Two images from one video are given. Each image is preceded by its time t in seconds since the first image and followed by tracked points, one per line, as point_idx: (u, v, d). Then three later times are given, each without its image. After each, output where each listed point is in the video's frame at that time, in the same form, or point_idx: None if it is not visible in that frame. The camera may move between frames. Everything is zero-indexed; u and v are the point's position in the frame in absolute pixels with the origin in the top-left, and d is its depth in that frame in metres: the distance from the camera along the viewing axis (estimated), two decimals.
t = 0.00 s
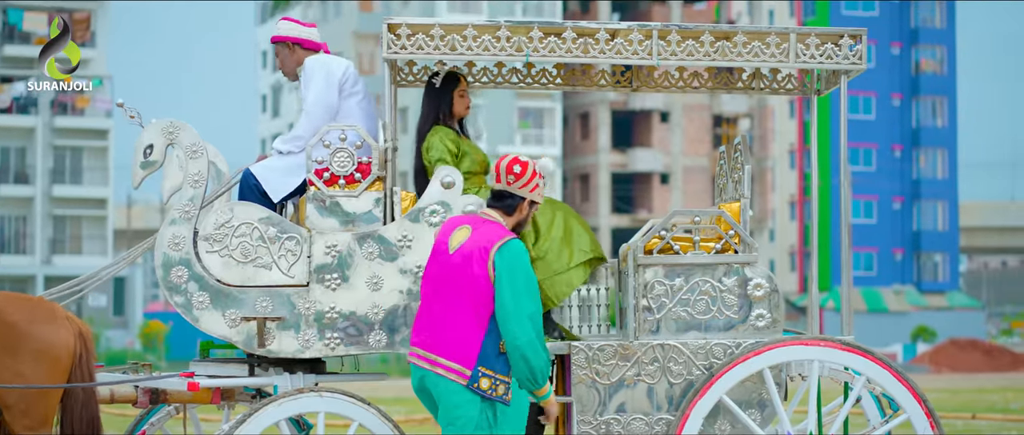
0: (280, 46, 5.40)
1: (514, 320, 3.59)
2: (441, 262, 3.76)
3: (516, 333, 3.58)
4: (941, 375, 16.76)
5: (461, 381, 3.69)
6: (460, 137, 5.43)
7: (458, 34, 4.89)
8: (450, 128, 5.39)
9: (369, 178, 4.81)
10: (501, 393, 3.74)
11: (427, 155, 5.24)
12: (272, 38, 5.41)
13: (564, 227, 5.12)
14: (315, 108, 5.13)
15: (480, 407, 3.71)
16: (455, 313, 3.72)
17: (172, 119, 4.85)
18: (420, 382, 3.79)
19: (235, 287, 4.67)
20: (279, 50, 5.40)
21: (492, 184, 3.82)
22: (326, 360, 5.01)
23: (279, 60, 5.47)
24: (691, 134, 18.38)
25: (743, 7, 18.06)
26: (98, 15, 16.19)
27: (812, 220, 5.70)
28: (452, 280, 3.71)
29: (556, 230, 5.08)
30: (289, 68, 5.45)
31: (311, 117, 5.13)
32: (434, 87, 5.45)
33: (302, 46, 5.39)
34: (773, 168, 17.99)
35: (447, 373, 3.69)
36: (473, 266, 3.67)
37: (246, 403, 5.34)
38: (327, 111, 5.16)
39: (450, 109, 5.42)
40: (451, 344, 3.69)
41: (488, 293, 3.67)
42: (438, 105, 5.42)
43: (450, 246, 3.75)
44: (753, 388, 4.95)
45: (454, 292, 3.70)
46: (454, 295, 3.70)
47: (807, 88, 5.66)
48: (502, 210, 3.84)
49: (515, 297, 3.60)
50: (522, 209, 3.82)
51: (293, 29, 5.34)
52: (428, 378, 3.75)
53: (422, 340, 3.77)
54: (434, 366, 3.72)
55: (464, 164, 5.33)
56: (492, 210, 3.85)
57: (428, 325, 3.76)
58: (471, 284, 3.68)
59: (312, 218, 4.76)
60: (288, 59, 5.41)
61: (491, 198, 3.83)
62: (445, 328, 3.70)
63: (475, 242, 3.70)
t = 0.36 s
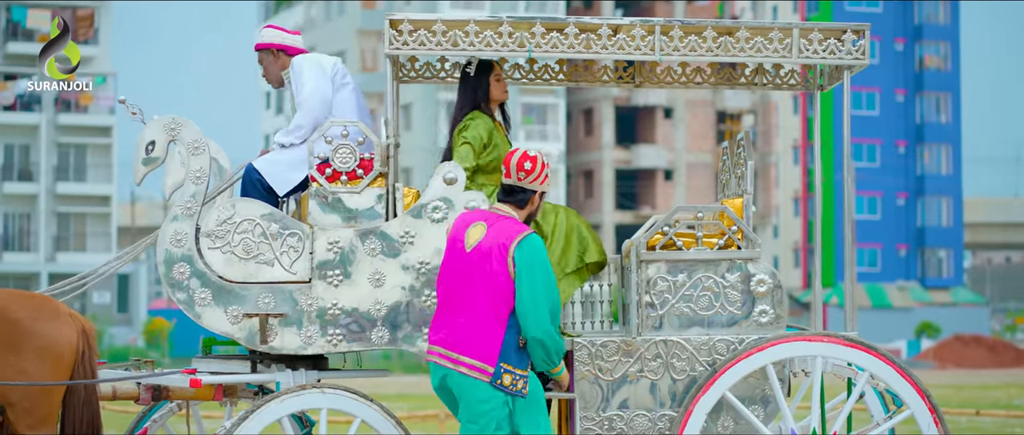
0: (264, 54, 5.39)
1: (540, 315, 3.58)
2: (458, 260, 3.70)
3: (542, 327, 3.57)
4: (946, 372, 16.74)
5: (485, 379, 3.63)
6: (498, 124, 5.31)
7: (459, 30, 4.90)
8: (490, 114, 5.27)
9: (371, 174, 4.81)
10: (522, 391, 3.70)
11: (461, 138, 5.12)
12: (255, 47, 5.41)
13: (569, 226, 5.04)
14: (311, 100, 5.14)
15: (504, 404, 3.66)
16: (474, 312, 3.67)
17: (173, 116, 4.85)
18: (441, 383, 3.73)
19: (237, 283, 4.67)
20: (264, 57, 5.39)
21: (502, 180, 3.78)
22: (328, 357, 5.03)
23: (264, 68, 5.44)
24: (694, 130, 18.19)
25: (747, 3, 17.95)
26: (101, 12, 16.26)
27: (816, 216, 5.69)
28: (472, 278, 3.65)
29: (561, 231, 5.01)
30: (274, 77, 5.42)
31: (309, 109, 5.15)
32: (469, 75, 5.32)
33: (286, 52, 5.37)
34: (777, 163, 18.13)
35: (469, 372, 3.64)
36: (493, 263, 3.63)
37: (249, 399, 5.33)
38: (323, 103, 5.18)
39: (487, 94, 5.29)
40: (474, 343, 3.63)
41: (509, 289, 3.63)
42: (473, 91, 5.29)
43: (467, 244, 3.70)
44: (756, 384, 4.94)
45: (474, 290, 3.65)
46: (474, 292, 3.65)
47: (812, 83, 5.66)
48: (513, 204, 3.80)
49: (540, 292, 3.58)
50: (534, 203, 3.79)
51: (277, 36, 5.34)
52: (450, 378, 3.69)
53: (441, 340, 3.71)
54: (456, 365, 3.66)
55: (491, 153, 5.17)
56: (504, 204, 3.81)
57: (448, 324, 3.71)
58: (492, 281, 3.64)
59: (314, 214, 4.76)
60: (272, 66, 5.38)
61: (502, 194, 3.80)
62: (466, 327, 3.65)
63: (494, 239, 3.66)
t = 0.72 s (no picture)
0: (248, 60, 5.38)
1: (574, 294, 4.05)
2: (491, 241, 4.10)
3: (576, 306, 4.05)
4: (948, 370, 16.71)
5: (513, 352, 4.03)
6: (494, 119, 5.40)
7: (460, 29, 4.89)
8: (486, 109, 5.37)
9: (372, 173, 4.80)
10: (541, 368, 4.13)
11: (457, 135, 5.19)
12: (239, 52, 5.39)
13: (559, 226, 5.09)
14: (305, 97, 5.13)
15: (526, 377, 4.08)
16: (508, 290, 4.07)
17: (173, 114, 4.84)
18: (464, 354, 4.07)
19: (237, 283, 4.66)
20: (247, 63, 5.38)
21: (530, 172, 4.26)
22: (328, 356, 5.02)
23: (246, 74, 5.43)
24: (696, 129, 18.31)
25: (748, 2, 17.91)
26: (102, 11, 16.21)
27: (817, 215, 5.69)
28: (510, 257, 4.06)
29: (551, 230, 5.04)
30: (257, 85, 5.42)
31: (305, 106, 5.12)
32: (462, 73, 5.42)
33: (271, 59, 5.37)
34: (779, 162, 17.93)
35: (501, 343, 4.02)
36: (530, 245, 4.07)
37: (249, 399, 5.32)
38: (317, 100, 5.18)
39: (484, 89, 5.40)
40: (506, 318, 4.03)
41: (542, 270, 4.08)
42: (471, 85, 5.38)
43: (503, 226, 4.11)
44: (757, 384, 4.93)
45: (509, 269, 4.05)
46: (510, 271, 4.05)
47: (812, 80, 5.66)
48: (541, 196, 4.28)
49: (573, 274, 4.04)
50: (556, 198, 4.28)
51: (261, 41, 5.34)
52: (476, 349, 4.04)
53: (470, 313, 4.07)
54: (485, 337, 4.03)
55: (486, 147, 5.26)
56: (531, 196, 4.28)
57: (477, 299, 4.07)
58: (530, 261, 4.07)
59: (314, 213, 4.75)
60: (256, 73, 5.38)
61: (530, 185, 4.27)
62: (499, 303, 4.04)
63: (530, 223, 4.10)
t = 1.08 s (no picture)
0: (255, 46, 5.40)
1: (592, 226, 4.27)
2: (504, 186, 4.28)
3: (596, 237, 4.28)
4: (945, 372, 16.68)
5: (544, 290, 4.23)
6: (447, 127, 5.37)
7: (452, 31, 4.88)
8: (437, 117, 5.32)
9: (363, 175, 4.80)
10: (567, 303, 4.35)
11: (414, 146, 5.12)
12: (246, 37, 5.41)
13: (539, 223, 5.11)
14: (298, 103, 5.10)
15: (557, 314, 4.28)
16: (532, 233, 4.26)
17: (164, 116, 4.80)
18: (494, 301, 4.22)
19: (229, 287, 4.65)
20: (254, 50, 5.40)
21: (526, 121, 4.47)
22: (320, 358, 5.00)
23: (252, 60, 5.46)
24: (694, 130, 17.72)
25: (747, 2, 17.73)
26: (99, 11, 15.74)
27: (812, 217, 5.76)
28: (527, 199, 4.25)
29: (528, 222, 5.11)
30: (262, 71, 5.44)
31: (299, 111, 5.11)
32: (418, 79, 5.34)
33: (276, 48, 5.40)
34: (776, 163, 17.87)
35: (534, 283, 4.21)
36: (544, 184, 4.27)
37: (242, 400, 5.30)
38: (309, 107, 5.14)
39: (436, 100, 5.34)
40: (534, 257, 4.22)
41: (557, 208, 4.28)
42: (421, 96, 5.32)
43: (511, 173, 4.30)
44: (751, 387, 4.91)
45: (528, 211, 4.24)
46: (530, 214, 4.24)
47: (807, 79, 5.65)
48: (538, 142, 4.47)
49: (587, 209, 4.28)
50: (554, 143, 4.49)
51: (271, 31, 5.37)
52: (510, 293, 4.20)
53: (496, 259, 4.22)
54: (518, 279, 4.20)
55: (445, 150, 5.23)
56: (529, 144, 4.47)
57: (501, 244, 4.24)
58: (546, 201, 4.26)
59: (306, 216, 4.74)
60: (261, 61, 5.41)
61: (527, 133, 4.47)
62: (525, 243, 4.22)
63: (537, 166, 4.30)
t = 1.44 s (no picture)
0: (275, 28, 5.35)
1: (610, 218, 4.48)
2: (524, 178, 4.47)
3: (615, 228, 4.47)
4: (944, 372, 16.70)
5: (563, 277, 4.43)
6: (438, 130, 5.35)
7: (449, 30, 4.88)
8: (428, 121, 5.30)
9: (361, 175, 4.80)
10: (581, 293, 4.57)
11: (406, 147, 5.10)
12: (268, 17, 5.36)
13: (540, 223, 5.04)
14: (301, 105, 5.11)
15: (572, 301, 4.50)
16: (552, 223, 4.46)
17: (162, 116, 4.81)
18: (515, 287, 4.39)
19: (225, 287, 4.64)
20: (273, 33, 5.35)
21: (542, 123, 4.70)
22: (318, 358, 5.00)
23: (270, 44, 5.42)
24: (693, 130, 17.39)
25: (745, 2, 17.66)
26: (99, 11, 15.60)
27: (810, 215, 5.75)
28: (548, 192, 4.45)
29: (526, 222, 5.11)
30: (278, 55, 5.41)
31: (300, 114, 5.11)
32: (409, 79, 5.31)
33: (298, 34, 5.34)
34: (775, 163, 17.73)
35: (555, 271, 4.41)
36: (563, 178, 4.48)
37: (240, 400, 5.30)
38: (311, 112, 5.12)
39: (428, 102, 5.32)
40: (554, 246, 4.42)
41: (575, 199, 4.50)
42: (413, 96, 5.30)
43: (530, 166, 4.50)
44: (748, 387, 4.91)
45: (549, 202, 4.45)
46: (551, 205, 4.45)
47: (805, 79, 5.64)
48: (552, 140, 4.68)
49: (606, 198, 4.44)
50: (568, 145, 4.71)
51: (288, 16, 5.30)
52: (531, 280, 4.40)
53: (518, 246, 4.40)
54: (540, 266, 4.39)
55: (438, 153, 5.21)
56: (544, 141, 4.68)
57: (522, 233, 4.43)
58: (566, 193, 4.48)
59: (303, 216, 4.73)
60: (280, 45, 5.37)
61: (543, 133, 4.68)
62: (546, 232, 4.41)
63: (557, 160, 4.52)
